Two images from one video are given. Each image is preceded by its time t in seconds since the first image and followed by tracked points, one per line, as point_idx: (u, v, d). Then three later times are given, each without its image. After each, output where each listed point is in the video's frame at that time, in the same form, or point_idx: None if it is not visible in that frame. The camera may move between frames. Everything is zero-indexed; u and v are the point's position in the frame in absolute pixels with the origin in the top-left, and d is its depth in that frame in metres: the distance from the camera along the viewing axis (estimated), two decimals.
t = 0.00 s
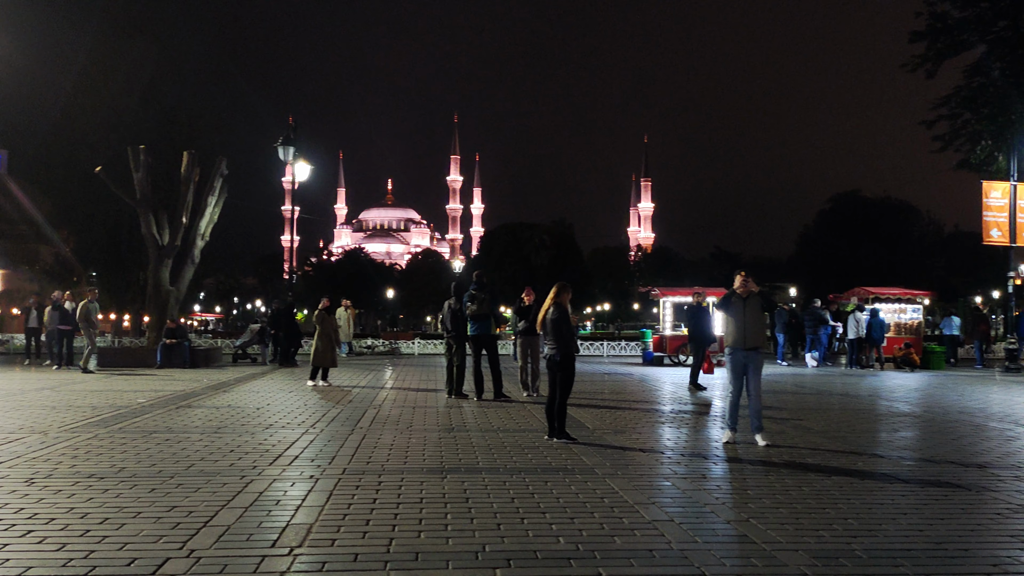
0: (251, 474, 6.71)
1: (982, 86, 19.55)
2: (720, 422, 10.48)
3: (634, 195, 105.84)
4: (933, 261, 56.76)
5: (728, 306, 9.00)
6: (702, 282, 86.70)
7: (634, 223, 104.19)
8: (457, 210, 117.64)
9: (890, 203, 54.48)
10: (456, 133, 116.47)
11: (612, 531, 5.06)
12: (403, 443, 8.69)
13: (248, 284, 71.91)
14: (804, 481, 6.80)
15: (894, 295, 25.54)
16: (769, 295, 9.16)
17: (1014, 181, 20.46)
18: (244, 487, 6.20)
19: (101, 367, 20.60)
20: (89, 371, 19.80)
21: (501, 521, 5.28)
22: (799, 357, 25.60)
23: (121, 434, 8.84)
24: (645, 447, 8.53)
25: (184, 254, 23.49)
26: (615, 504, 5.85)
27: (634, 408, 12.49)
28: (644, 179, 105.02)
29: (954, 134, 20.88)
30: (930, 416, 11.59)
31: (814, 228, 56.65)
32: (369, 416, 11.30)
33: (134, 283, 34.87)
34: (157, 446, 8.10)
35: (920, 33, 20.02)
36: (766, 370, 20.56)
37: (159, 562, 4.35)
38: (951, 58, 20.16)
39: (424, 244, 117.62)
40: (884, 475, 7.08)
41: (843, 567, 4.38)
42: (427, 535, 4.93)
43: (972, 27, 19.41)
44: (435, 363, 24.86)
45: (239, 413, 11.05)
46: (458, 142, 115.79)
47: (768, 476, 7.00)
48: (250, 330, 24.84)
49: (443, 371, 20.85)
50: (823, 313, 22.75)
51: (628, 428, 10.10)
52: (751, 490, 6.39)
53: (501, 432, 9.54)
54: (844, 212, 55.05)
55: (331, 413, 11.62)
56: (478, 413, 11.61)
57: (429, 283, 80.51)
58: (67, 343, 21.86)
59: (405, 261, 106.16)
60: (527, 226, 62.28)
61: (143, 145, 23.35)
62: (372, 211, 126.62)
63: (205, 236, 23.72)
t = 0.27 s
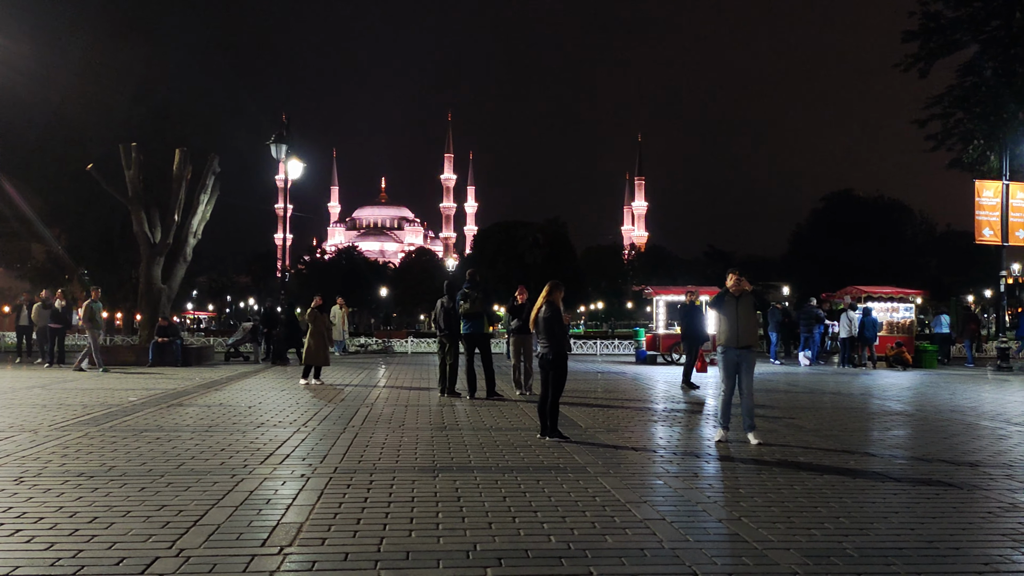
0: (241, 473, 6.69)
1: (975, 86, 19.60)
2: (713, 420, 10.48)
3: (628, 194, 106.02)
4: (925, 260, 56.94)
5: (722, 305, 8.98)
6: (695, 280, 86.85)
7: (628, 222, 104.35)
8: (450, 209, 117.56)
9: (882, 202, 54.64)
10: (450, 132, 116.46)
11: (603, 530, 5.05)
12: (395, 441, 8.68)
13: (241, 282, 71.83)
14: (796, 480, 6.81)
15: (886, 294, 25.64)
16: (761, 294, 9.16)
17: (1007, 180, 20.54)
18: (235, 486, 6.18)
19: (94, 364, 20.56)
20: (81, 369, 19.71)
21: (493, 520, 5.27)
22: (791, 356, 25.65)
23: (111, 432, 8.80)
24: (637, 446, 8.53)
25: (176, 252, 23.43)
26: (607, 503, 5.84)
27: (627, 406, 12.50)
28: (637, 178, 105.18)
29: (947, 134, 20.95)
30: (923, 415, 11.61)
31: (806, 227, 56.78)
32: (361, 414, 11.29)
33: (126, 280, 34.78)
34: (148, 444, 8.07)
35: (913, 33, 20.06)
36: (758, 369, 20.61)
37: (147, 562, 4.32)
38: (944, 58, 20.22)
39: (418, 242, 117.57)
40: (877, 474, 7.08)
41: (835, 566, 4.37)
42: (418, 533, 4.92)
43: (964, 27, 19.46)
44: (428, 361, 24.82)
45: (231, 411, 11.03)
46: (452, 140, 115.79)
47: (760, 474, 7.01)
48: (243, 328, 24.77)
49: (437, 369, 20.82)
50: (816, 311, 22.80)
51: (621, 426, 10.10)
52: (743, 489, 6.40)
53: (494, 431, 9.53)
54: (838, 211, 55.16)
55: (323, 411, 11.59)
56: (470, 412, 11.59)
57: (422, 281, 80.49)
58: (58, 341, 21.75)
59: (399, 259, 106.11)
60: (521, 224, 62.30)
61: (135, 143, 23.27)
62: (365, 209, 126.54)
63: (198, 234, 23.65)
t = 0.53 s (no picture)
0: (236, 472, 6.68)
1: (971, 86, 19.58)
2: (709, 420, 10.47)
3: (625, 193, 106.02)
4: (921, 259, 56.98)
5: (718, 304, 8.96)
6: (692, 280, 86.87)
7: (625, 221, 104.35)
8: (447, 208, 117.52)
9: (879, 201, 54.67)
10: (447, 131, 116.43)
11: (598, 530, 5.04)
12: (391, 441, 8.66)
13: (238, 281, 71.73)
14: (792, 479, 6.80)
15: (882, 294, 25.67)
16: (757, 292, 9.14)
17: (1002, 181, 20.55)
18: (229, 485, 6.16)
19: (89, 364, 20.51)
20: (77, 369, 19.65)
21: (487, 520, 5.26)
22: (788, 356, 25.66)
23: (106, 432, 8.77)
24: (634, 445, 8.52)
25: (172, 251, 23.36)
26: (603, 503, 5.83)
27: (623, 406, 12.49)
28: (634, 177, 105.18)
29: (943, 134, 20.94)
30: (918, 415, 11.63)
31: (803, 227, 56.79)
32: (357, 413, 11.27)
33: (122, 279, 34.68)
34: (143, 444, 8.04)
35: (909, 33, 20.05)
36: (755, 369, 20.61)
37: (141, 562, 4.31)
38: (940, 57, 20.20)
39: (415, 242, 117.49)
40: (873, 474, 7.07)
41: (830, 566, 4.37)
42: (413, 533, 4.91)
43: (961, 27, 19.43)
44: (425, 360, 24.77)
45: (226, 411, 11.00)
46: (449, 140, 115.74)
47: (756, 474, 7.01)
48: (239, 327, 24.74)
49: (433, 369, 20.80)
50: (813, 311, 22.80)
51: (617, 426, 10.09)
52: (739, 489, 6.39)
53: (490, 430, 9.52)
54: (834, 211, 55.19)
55: (318, 410, 11.57)
56: (466, 411, 11.58)
57: (419, 280, 80.44)
58: (53, 341, 21.66)
59: (396, 259, 106.03)
60: (517, 224, 62.27)
61: (130, 141, 23.18)
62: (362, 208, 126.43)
63: (194, 234, 23.57)
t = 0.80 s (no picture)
0: (234, 472, 6.66)
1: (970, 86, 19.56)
2: (708, 420, 10.46)
3: (625, 193, 106.03)
4: (921, 259, 56.96)
5: (716, 303, 8.95)
6: (691, 279, 86.86)
7: (624, 221, 104.34)
8: (447, 208, 117.54)
9: (878, 201, 54.65)
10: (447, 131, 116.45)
11: (594, 530, 5.03)
12: (389, 440, 8.65)
13: (237, 281, 71.75)
14: (791, 479, 6.79)
15: (881, 294, 25.68)
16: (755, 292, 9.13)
17: (1002, 181, 20.54)
18: (227, 485, 6.15)
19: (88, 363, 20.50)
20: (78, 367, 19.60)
21: (484, 520, 5.26)
22: (787, 356, 25.67)
23: (104, 431, 8.77)
24: (632, 445, 8.50)
25: (172, 251, 23.34)
26: (600, 503, 5.82)
27: (622, 405, 12.48)
28: (634, 177, 105.18)
29: (942, 133, 20.91)
30: (917, 414, 11.63)
31: (803, 226, 56.77)
32: (356, 413, 11.26)
33: (121, 278, 34.67)
34: (141, 443, 8.03)
35: (908, 33, 20.05)
36: (754, 368, 20.61)
37: (137, 561, 4.30)
38: (939, 58, 20.19)
39: (414, 241, 117.52)
40: (871, 474, 7.07)
41: (828, 566, 4.36)
42: (410, 533, 4.90)
43: (960, 27, 19.41)
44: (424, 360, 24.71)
45: (225, 410, 10.99)
46: (449, 139, 115.77)
47: (755, 474, 7.00)
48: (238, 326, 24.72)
49: (433, 368, 20.78)
50: (812, 311, 22.80)
51: (616, 425, 10.08)
52: (736, 489, 6.38)
53: (489, 430, 9.51)
54: (833, 211, 55.19)
55: (317, 410, 11.56)
56: (465, 411, 11.56)
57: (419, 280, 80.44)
58: (51, 340, 21.63)
59: (395, 258, 106.04)
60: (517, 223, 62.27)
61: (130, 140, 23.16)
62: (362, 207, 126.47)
63: (193, 233, 23.55)
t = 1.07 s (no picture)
0: (232, 471, 6.65)
1: (971, 86, 19.55)
2: (707, 420, 10.44)
3: (626, 193, 106.03)
4: (923, 260, 56.92)
5: (716, 303, 8.93)
6: (692, 279, 86.82)
7: (625, 220, 104.33)
8: (448, 207, 117.56)
9: (879, 201, 54.61)
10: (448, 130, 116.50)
11: (593, 530, 5.02)
12: (389, 439, 8.64)
13: (239, 280, 71.78)
14: (790, 480, 6.77)
15: (882, 293, 25.66)
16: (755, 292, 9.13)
17: (1003, 180, 20.51)
18: (225, 484, 6.14)
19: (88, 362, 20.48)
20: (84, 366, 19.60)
21: (482, 519, 5.25)
22: (787, 355, 25.65)
23: (103, 429, 8.76)
24: (632, 445, 8.49)
25: (173, 249, 23.32)
26: (599, 502, 5.81)
27: (621, 405, 12.47)
28: (635, 177, 105.16)
29: (943, 133, 20.89)
30: (917, 415, 11.62)
31: (804, 226, 56.74)
32: (356, 412, 11.25)
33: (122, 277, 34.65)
34: (140, 442, 8.02)
35: (910, 32, 20.04)
36: (755, 368, 20.59)
37: (134, 560, 4.29)
38: (941, 57, 20.17)
39: (415, 241, 117.53)
40: (871, 474, 7.06)
41: (826, 567, 4.35)
42: (408, 532, 4.89)
43: (962, 26, 19.39)
44: (425, 360, 24.68)
45: (225, 409, 10.98)
46: (450, 139, 115.81)
47: (753, 474, 6.98)
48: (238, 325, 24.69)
49: (433, 367, 20.77)
50: (813, 311, 22.78)
51: (616, 425, 10.06)
52: (736, 489, 6.36)
53: (487, 429, 9.50)
54: (834, 211, 55.16)
55: (317, 409, 11.55)
56: (465, 410, 11.53)
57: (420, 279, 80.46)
58: (52, 339, 21.61)
59: (396, 258, 106.08)
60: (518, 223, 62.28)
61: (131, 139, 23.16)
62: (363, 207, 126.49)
63: (194, 232, 23.54)
